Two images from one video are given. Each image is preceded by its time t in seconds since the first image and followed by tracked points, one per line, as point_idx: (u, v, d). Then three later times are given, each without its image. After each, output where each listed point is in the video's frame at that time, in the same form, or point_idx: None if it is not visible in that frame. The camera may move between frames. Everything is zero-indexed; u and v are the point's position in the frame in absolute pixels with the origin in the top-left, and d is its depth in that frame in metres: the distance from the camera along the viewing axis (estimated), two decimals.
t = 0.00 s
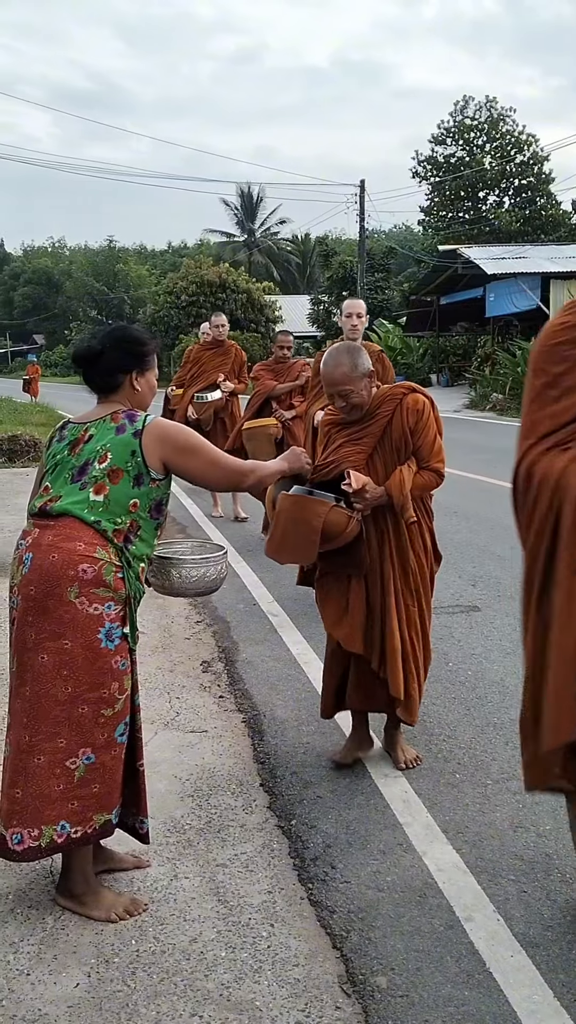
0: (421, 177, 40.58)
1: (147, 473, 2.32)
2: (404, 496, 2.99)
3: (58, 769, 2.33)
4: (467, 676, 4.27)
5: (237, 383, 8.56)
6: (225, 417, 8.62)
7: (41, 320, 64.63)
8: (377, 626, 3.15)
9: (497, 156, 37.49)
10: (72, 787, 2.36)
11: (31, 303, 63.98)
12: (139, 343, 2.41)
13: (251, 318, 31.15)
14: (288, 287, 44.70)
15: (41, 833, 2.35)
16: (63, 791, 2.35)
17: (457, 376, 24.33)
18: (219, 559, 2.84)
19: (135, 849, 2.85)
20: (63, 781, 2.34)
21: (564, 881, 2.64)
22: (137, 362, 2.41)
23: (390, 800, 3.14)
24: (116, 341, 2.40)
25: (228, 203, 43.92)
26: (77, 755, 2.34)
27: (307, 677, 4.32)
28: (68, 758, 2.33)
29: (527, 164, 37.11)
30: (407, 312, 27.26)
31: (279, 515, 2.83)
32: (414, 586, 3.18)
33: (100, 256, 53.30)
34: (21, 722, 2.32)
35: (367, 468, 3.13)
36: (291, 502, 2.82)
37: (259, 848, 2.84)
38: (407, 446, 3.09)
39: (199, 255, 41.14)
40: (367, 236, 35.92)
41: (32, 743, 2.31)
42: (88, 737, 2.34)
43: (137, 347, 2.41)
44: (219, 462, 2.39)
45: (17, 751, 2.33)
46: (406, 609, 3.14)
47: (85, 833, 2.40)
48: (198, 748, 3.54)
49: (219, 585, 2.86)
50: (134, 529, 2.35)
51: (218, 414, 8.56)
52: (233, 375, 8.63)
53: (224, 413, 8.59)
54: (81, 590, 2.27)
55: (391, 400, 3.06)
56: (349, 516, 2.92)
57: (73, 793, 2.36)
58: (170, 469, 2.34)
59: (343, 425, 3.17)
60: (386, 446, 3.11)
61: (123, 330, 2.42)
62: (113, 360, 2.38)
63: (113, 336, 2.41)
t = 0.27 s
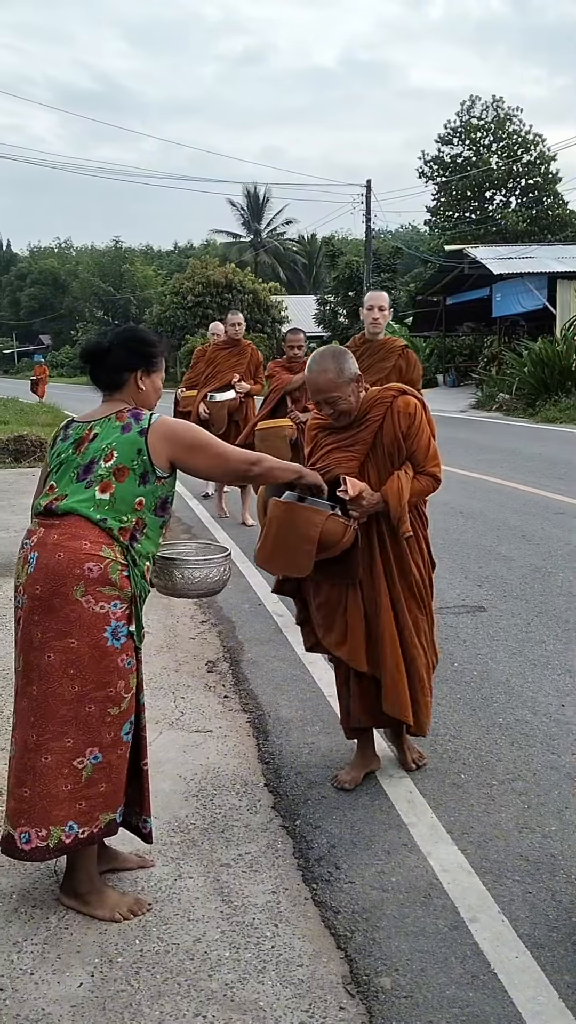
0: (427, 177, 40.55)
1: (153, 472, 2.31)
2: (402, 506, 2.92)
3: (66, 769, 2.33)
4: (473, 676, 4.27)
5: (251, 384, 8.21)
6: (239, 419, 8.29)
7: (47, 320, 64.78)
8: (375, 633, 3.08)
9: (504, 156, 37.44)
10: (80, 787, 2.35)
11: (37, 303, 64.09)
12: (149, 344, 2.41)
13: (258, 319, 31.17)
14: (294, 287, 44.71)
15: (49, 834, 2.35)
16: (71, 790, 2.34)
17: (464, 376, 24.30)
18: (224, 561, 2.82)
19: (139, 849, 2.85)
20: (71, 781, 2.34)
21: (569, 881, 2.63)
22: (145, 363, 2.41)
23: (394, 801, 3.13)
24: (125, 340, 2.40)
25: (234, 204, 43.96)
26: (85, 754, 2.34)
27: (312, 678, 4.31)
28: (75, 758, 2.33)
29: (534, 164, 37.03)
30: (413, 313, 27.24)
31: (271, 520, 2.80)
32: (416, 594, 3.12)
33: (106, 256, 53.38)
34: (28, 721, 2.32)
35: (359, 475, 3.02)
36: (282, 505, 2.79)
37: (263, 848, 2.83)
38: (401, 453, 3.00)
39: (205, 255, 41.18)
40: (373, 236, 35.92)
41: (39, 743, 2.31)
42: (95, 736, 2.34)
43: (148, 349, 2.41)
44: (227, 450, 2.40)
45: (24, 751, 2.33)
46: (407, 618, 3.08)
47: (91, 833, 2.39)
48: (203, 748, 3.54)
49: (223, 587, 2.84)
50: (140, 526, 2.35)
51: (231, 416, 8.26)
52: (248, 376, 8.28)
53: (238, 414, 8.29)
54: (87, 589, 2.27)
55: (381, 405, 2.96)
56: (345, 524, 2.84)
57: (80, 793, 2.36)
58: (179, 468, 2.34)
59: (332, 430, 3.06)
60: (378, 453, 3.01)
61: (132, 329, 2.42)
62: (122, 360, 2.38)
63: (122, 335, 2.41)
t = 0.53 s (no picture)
0: (433, 177, 40.50)
1: (149, 471, 2.30)
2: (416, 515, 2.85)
3: (75, 769, 2.33)
4: (478, 676, 4.26)
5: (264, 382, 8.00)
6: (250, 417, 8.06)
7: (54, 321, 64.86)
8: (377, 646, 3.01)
9: (510, 156, 37.40)
10: (89, 787, 2.35)
11: (44, 304, 64.17)
12: (164, 348, 2.42)
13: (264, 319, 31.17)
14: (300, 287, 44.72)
15: (58, 833, 2.35)
16: (79, 790, 2.34)
17: (470, 376, 24.26)
18: (227, 560, 2.81)
19: (144, 848, 2.85)
20: (80, 780, 2.34)
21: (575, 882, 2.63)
22: (156, 365, 2.41)
23: (400, 801, 3.12)
24: (139, 341, 2.40)
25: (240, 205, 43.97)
26: (92, 753, 2.34)
27: (317, 678, 4.30)
28: (84, 758, 2.33)
29: (541, 164, 36.97)
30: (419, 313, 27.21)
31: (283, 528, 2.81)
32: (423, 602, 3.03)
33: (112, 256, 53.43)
34: (35, 722, 2.32)
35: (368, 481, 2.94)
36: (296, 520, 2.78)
37: (268, 848, 2.83)
38: (409, 455, 2.93)
39: (211, 256, 41.20)
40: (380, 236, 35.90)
41: (47, 743, 2.31)
42: (103, 734, 2.34)
43: (162, 353, 2.41)
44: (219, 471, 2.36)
45: (32, 752, 2.33)
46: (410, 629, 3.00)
47: (102, 832, 2.40)
48: (208, 748, 3.54)
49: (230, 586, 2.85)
50: (139, 527, 2.35)
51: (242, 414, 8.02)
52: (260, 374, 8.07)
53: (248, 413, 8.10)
54: (90, 589, 2.27)
55: (389, 407, 2.89)
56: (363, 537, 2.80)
57: (90, 792, 2.36)
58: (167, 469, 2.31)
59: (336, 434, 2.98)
60: (386, 456, 2.93)
61: (149, 334, 2.43)
62: (134, 359, 2.39)
63: (139, 336, 2.41)
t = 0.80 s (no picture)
0: (442, 177, 40.45)
1: (143, 471, 2.30)
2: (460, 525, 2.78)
3: (73, 770, 2.33)
4: (487, 677, 4.25)
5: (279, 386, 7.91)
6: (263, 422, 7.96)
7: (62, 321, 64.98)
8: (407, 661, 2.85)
9: (519, 156, 37.34)
10: (89, 788, 2.35)
11: (52, 304, 64.29)
12: (171, 347, 2.42)
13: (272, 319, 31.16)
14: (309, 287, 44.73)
15: (57, 832, 2.35)
16: (78, 790, 2.34)
17: (478, 376, 24.22)
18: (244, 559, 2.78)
19: (152, 848, 2.85)
20: (79, 781, 2.34)
21: None
22: (163, 364, 2.41)
23: (408, 802, 3.12)
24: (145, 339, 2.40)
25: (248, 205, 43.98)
26: (90, 755, 2.34)
27: (325, 679, 4.29)
28: (81, 759, 2.33)
29: (549, 163, 36.89)
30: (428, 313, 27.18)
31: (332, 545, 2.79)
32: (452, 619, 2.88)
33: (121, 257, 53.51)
34: (35, 721, 2.34)
35: (407, 494, 2.79)
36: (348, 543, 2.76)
37: (276, 848, 2.83)
38: (450, 463, 2.78)
39: (219, 255, 41.23)
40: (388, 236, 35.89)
41: (45, 743, 2.33)
42: (100, 737, 2.34)
43: (169, 350, 2.42)
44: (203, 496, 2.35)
45: (31, 751, 2.35)
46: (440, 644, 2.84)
47: (106, 832, 2.39)
48: (216, 748, 3.54)
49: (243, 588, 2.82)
50: (135, 529, 2.34)
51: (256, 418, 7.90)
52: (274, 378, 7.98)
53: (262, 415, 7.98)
54: (83, 591, 2.27)
55: (428, 414, 2.73)
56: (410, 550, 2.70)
57: (89, 793, 2.36)
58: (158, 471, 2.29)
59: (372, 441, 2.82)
60: (426, 466, 2.78)
61: (156, 331, 2.43)
62: (141, 357, 2.39)
63: (146, 333, 2.41)
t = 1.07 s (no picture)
0: (447, 177, 40.41)
1: (143, 471, 2.29)
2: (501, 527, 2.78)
3: (75, 770, 2.33)
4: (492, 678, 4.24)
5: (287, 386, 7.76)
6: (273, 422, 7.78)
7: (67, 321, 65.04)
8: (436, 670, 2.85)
9: (524, 156, 37.30)
10: (91, 787, 2.35)
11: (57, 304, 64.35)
12: (172, 343, 2.41)
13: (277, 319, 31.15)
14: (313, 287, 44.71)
15: (60, 831, 2.35)
16: (81, 790, 2.35)
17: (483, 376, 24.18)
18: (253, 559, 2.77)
19: (157, 848, 2.85)
20: (81, 781, 2.34)
21: None
22: (164, 361, 2.41)
23: (412, 802, 3.11)
24: (147, 339, 2.40)
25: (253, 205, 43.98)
26: (93, 756, 2.34)
27: (329, 679, 4.29)
28: (83, 760, 2.33)
29: (555, 163, 36.83)
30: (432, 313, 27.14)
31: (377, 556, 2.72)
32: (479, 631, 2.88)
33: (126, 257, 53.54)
34: (36, 722, 2.34)
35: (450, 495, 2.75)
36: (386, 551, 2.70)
37: (281, 848, 2.83)
38: (490, 462, 2.76)
39: (224, 255, 41.22)
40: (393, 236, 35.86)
41: (46, 744, 2.33)
42: (103, 737, 2.34)
43: (168, 344, 2.41)
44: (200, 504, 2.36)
45: (33, 751, 2.35)
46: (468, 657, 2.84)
47: (110, 832, 2.40)
48: (220, 748, 3.53)
49: (252, 589, 2.81)
50: (136, 530, 2.34)
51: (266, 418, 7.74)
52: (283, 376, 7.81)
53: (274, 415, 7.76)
54: (84, 592, 2.27)
55: (469, 412, 2.70)
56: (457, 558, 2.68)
57: (93, 792, 2.36)
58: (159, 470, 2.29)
59: (411, 439, 2.75)
60: (467, 466, 2.75)
61: (155, 326, 2.43)
62: (143, 357, 2.38)
63: (144, 329, 2.41)
